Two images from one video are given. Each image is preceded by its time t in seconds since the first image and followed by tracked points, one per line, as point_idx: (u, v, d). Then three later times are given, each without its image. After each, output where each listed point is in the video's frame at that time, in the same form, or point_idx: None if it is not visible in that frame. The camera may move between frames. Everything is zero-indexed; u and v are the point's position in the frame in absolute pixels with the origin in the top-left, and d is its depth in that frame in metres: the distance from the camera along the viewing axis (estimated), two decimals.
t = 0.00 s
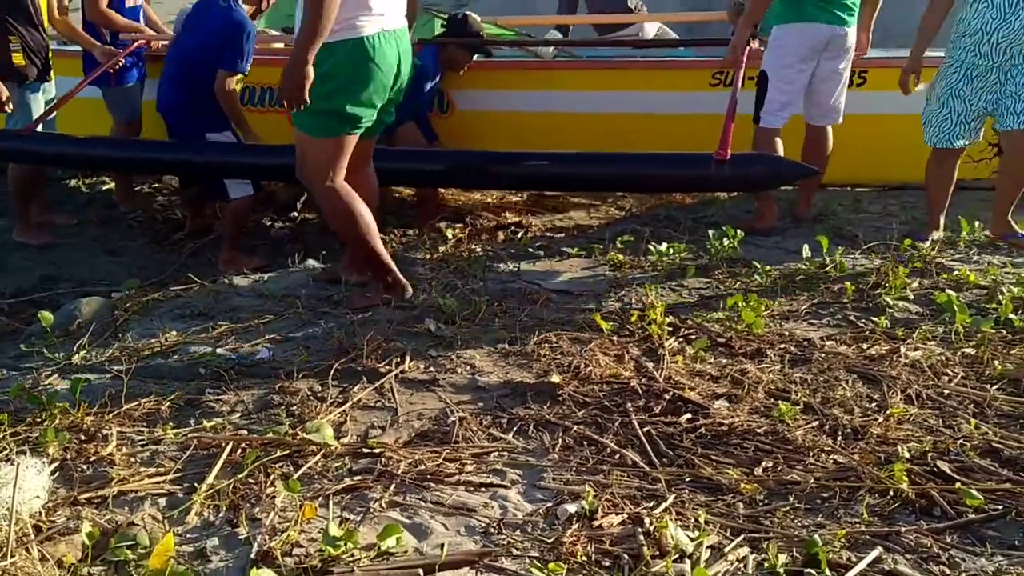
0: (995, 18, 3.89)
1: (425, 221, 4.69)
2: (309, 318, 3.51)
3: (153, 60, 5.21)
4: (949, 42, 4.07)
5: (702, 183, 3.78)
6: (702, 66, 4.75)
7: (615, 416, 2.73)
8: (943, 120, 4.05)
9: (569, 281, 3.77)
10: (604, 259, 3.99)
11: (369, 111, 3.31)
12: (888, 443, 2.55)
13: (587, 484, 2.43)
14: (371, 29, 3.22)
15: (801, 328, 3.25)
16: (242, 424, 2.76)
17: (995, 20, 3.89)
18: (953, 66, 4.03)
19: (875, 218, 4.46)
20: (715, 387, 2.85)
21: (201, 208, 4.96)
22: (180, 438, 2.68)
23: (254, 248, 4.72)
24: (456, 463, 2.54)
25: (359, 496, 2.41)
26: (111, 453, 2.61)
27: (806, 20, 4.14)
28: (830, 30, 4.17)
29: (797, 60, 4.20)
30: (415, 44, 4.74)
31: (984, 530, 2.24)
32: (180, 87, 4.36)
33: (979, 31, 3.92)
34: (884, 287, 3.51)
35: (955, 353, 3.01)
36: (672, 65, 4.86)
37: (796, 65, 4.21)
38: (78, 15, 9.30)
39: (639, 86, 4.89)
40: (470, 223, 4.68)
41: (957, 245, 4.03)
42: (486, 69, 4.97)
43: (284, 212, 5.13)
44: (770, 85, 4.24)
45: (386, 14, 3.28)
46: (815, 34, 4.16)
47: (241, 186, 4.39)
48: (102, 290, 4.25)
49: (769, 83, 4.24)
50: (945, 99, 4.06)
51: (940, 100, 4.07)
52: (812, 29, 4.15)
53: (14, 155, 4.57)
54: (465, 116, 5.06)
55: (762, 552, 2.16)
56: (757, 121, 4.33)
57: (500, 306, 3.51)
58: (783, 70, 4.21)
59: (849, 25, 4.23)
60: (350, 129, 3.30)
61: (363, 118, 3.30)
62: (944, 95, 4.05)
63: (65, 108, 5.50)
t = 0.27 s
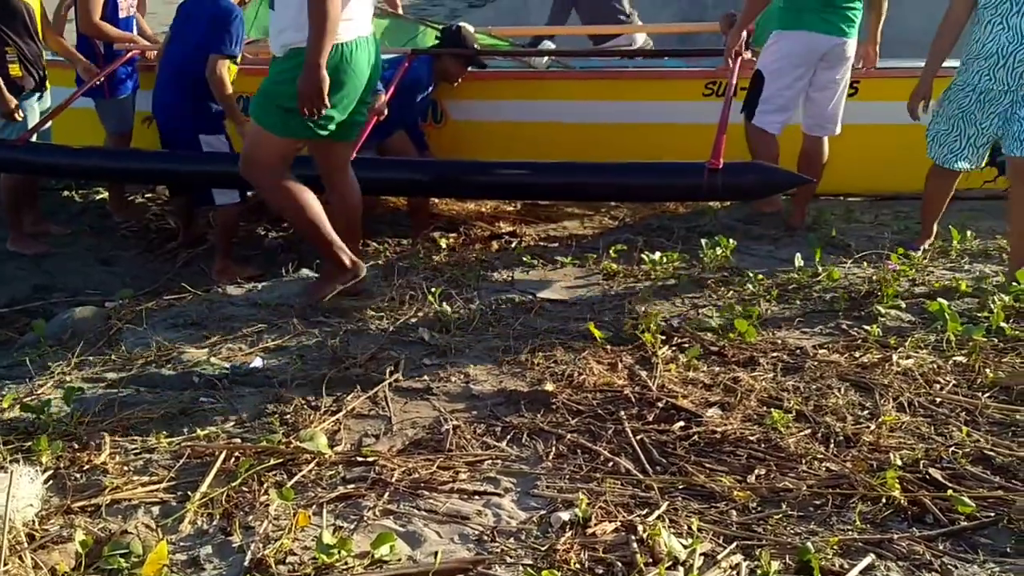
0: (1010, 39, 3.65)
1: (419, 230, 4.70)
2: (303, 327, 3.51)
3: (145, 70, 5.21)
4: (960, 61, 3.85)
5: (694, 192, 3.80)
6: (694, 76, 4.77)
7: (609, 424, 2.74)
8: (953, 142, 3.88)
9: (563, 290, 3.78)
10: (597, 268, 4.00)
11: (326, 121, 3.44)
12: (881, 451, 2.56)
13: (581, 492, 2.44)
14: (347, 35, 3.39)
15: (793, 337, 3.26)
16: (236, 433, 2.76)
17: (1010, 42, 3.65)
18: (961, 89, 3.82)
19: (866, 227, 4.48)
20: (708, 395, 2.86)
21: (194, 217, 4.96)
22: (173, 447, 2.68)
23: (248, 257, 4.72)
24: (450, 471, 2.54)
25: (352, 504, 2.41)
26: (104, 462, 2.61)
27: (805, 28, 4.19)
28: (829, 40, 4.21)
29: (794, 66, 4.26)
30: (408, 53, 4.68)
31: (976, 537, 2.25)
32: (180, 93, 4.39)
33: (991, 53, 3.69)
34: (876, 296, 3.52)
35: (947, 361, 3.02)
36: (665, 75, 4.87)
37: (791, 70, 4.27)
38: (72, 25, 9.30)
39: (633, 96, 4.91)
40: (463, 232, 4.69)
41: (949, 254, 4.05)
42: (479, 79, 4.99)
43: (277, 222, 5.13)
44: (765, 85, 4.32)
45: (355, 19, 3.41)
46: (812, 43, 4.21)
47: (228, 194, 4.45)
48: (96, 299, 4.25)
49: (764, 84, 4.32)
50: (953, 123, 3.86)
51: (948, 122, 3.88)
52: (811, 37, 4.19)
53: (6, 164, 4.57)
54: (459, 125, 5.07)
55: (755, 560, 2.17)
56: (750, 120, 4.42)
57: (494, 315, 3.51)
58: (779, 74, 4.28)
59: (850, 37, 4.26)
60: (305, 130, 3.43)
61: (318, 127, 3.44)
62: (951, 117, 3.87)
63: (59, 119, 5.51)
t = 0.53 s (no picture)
0: None
1: (432, 225, 4.73)
2: (316, 323, 3.52)
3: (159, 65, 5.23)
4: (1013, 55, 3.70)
5: (707, 188, 3.80)
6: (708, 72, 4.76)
7: (621, 422, 2.74)
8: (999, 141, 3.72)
9: (575, 287, 3.78)
10: (610, 265, 3.99)
11: (321, 121, 3.37)
12: (895, 451, 2.56)
13: (593, 490, 2.44)
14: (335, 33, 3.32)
15: (807, 336, 3.25)
16: (249, 429, 2.77)
17: None
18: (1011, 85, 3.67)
19: (881, 225, 4.46)
20: (721, 394, 2.86)
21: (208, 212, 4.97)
22: (187, 442, 2.69)
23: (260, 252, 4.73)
24: (462, 468, 2.55)
25: (365, 501, 2.42)
26: (119, 457, 2.62)
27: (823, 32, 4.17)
28: (848, 48, 4.19)
29: (812, 70, 4.24)
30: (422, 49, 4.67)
31: (989, 539, 2.24)
32: (192, 86, 4.41)
33: None
34: (889, 296, 3.51)
35: (961, 361, 3.01)
36: (679, 71, 4.86)
37: (808, 74, 4.25)
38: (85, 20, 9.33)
39: (646, 92, 4.90)
40: (476, 227, 4.70)
41: (964, 252, 4.03)
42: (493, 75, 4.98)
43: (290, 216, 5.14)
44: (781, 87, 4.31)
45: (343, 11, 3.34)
46: (831, 49, 4.19)
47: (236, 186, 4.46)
48: (110, 293, 4.27)
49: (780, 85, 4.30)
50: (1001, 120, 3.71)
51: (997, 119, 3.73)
52: (830, 43, 4.17)
53: (20, 157, 4.59)
54: (472, 121, 5.06)
55: (767, 560, 2.17)
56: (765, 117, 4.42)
57: (506, 312, 3.52)
58: (796, 77, 4.26)
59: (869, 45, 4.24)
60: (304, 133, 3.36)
61: (314, 129, 3.36)
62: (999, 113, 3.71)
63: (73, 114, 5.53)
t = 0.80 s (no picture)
0: None
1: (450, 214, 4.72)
2: (334, 310, 3.53)
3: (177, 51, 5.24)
4: None
5: (728, 178, 3.77)
6: (729, 62, 4.73)
7: (639, 413, 2.73)
8: None
9: (594, 277, 3.77)
10: (629, 256, 3.98)
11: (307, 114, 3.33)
12: (915, 445, 2.54)
13: (610, 481, 2.43)
14: (307, 26, 3.24)
15: (827, 329, 3.23)
16: (268, 415, 2.78)
17: None
18: None
19: (903, 218, 4.42)
20: (740, 386, 2.84)
21: (226, 198, 4.98)
22: (206, 427, 2.71)
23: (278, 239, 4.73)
24: (479, 457, 2.55)
25: (383, 488, 2.42)
26: (138, 441, 2.64)
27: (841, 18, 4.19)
28: (864, 30, 4.21)
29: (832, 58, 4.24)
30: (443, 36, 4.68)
31: (1011, 535, 2.22)
32: (209, 72, 4.41)
33: None
34: (910, 290, 3.48)
35: (983, 356, 2.98)
36: (700, 60, 4.84)
37: (827, 64, 4.25)
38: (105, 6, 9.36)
39: (666, 82, 4.87)
40: (494, 216, 4.69)
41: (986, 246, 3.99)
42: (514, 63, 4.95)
43: (308, 204, 5.14)
44: (804, 79, 4.29)
45: None
46: (848, 34, 4.20)
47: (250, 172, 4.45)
48: (129, 278, 4.28)
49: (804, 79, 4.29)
50: None
51: None
52: (848, 27, 4.19)
53: (38, 141, 4.60)
54: (491, 109, 5.04)
55: (786, 553, 2.16)
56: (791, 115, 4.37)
57: (524, 301, 3.51)
58: (817, 67, 4.26)
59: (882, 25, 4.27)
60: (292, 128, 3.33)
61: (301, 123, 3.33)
62: None
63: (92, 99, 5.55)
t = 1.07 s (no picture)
0: None
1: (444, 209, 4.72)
2: (329, 304, 3.53)
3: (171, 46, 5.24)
4: None
5: (723, 172, 3.78)
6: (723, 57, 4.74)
7: (634, 407, 2.73)
8: None
9: (588, 272, 3.77)
10: (624, 251, 3.98)
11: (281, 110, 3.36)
12: (909, 439, 2.55)
13: (606, 474, 2.44)
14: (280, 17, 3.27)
15: (821, 323, 3.24)
16: (263, 408, 2.78)
17: None
18: None
19: (896, 213, 4.44)
20: (735, 380, 2.85)
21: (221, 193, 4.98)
22: (202, 421, 2.71)
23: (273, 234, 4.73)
24: (475, 450, 2.55)
25: (379, 481, 2.42)
26: (133, 434, 2.64)
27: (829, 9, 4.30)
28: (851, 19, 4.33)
29: (825, 49, 4.33)
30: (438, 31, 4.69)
31: (1003, 527, 2.24)
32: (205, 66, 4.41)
33: None
34: (904, 285, 3.49)
35: (976, 351, 2.99)
36: (696, 56, 4.85)
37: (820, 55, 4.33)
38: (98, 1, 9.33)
39: (661, 77, 4.88)
40: (489, 211, 4.69)
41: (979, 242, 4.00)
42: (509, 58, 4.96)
43: (302, 199, 5.14)
44: (800, 73, 4.35)
45: None
46: (838, 23, 4.31)
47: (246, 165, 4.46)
48: (124, 272, 4.28)
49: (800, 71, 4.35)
50: None
51: None
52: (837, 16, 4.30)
53: (32, 134, 4.59)
54: (485, 104, 5.04)
55: (780, 545, 2.17)
56: (790, 110, 4.40)
57: (519, 296, 3.51)
58: (811, 59, 4.33)
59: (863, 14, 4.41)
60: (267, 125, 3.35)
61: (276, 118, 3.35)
62: None
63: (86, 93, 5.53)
